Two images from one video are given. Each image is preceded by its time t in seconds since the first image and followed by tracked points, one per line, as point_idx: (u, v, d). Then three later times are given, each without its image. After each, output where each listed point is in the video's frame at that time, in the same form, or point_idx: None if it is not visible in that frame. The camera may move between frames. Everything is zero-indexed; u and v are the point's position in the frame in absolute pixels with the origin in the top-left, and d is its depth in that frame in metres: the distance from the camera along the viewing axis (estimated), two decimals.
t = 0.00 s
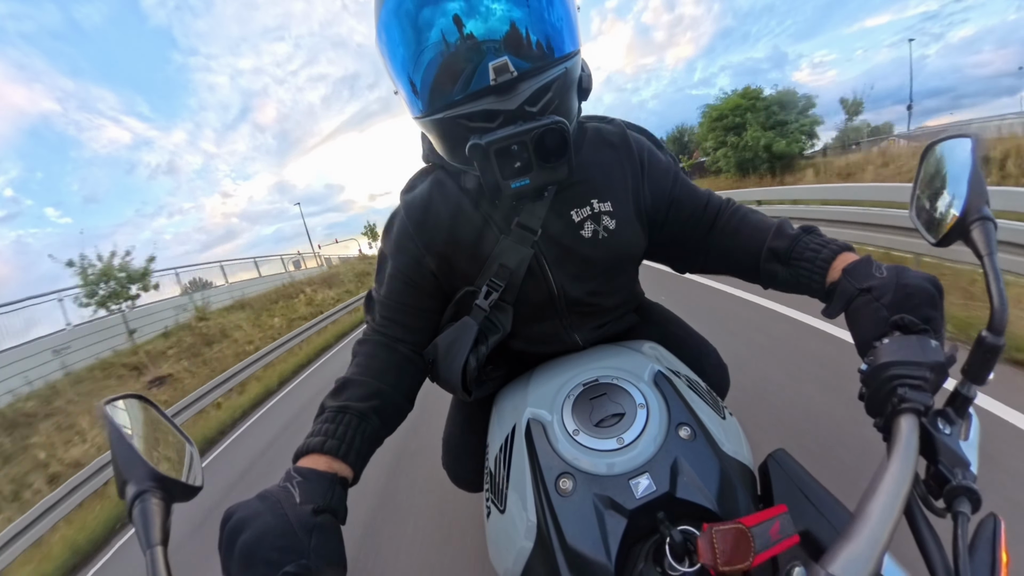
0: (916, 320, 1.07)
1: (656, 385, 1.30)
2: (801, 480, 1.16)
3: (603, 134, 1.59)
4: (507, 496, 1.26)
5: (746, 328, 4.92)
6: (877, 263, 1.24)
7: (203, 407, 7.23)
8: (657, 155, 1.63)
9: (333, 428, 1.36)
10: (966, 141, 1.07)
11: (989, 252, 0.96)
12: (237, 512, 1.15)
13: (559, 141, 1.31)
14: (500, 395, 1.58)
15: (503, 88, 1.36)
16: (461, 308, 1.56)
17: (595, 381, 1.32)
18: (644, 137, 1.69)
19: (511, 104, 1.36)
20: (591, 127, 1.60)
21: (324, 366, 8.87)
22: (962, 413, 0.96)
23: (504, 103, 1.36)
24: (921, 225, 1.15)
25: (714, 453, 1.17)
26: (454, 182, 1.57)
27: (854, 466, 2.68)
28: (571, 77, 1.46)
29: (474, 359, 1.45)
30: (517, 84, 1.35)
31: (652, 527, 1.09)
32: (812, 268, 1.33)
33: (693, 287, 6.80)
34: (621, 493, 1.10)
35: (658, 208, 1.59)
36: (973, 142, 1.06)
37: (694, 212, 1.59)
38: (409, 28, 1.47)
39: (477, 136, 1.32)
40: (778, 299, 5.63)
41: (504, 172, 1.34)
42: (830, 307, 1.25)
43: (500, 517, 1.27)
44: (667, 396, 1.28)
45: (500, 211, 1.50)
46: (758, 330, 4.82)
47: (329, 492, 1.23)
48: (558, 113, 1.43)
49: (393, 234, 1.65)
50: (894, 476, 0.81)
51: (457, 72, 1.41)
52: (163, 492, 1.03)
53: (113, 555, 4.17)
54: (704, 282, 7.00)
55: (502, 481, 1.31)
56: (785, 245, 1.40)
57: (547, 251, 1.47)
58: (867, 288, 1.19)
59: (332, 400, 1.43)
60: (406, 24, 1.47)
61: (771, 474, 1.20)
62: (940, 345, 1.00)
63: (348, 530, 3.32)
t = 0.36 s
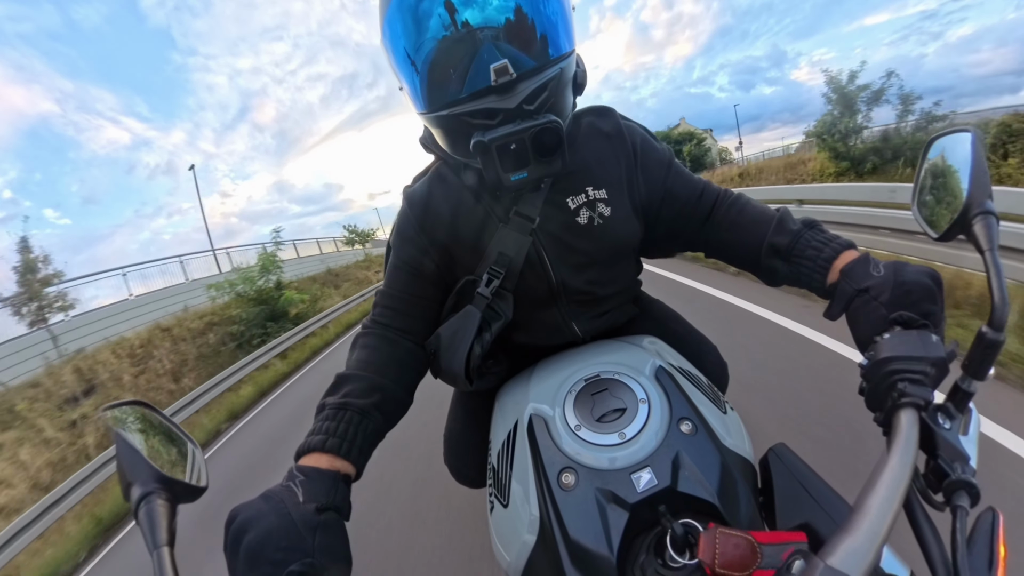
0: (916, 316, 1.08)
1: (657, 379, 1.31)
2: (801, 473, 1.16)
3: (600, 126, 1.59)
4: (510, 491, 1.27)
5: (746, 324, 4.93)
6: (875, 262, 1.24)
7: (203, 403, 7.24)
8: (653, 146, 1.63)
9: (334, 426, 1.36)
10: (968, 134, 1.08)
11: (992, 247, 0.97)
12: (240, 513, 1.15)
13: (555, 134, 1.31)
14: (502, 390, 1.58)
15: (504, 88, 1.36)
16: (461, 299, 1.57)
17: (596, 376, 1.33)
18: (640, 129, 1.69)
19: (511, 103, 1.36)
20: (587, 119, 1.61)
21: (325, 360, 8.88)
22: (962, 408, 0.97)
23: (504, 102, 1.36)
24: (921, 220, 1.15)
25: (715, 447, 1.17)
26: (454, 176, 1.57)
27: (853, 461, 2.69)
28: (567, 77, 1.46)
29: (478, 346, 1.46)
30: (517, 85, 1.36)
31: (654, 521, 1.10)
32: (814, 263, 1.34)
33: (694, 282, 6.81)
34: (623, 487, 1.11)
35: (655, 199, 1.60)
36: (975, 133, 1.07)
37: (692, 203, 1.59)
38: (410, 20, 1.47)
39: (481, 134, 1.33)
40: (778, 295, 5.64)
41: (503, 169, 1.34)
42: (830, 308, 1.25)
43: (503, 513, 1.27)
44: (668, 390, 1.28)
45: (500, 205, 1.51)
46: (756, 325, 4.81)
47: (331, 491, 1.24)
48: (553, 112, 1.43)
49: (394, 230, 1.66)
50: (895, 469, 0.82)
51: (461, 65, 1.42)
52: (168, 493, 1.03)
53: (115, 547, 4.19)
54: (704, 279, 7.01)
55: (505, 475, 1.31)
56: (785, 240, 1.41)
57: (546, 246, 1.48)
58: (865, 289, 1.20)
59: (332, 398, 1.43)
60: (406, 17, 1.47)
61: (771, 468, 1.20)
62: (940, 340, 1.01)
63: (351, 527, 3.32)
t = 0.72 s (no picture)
0: (920, 312, 1.08)
1: (659, 378, 1.31)
2: (805, 472, 1.17)
3: (593, 122, 1.59)
4: (513, 491, 1.27)
5: (747, 322, 4.94)
6: (879, 257, 1.25)
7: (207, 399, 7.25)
8: (646, 141, 1.63)
9: (336, 424, 1.37)
10: (973, 127, 1.08)
11: (997, 242, 0.97)
12: (244, 514, 1.15)
13: (543, 132, 1.32)
14: (505, 388, 1.58)
15: (493, 88, 1.37)
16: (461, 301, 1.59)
17: (599, 374, 1.33)
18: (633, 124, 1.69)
19: (500, 102, 1.37)
20: (580, 116, 1.61)
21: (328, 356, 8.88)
22: (967, 404, 0.98)
23: (494, 101, 1.37)
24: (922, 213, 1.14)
25: (718, 446, 1.17)
26: (451, 177, 1.57)
27: (855, 459, 2.69)
28: (555, 75, 1.47)
29: (482, 344, 1.46)
30: (505, 84, 1.36)
31: (657, 520, 1.10)
32: (817, 260, 1.34)
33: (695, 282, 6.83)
34: (627, 486, 1.11)
35: (653, 193, 1.60)
36: (980, 126, 1.07)
37: (692, 197, 1.59)
38: (401, 27, 1.45)
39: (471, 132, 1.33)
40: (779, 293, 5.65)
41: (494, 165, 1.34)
42: (834, 302, 1.24)
43: (506, 512, 1.27)
44: (670, 388, 1.29)
45: (500, 204, 1.51)
46: (757, 324, 4.82)
47: (333, 489, 1.24)
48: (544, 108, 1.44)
49: (392, 233, 1.66)
50: (900, 467, 0.82)
51: (451, 75, 1.40)
52: (173, 493, 1.03)
53: (117, 543, 4.21)
54: (706, 278, 7.03)
55: (508, 474, 1.31)
56: (788, 234, 1.41)
57: (544, 240, 1.48)
58: (870, 283, 1.20)
59: (334, 397, 1.43)
60: (398, 25, 1.46)
61: (774, 467, 1.20)
62: (945, 337, 1.01)
63: (354, 527, 3.33)
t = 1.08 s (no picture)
0: (921, 310, 1.08)
1: (660, 375, 1.32)
2: (805, 470, 1.17)
3: (598, 120, 1.59)
4: (513, 487, 1.27)
5: (748, 322, 4.95)
6: (880, 254, 1.25)
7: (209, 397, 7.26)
8: (650, 139, 1.63)
9: (339, 422, 1.38)
10: (976, 126, 1.08)
11: (998, 242, 0.97)
12: (248, 511, 1.16)
13: (547, 123, 1.31)
14: (506, 385, 1.59)
15: (496, 78, 1.37)
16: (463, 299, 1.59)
17: (599, 371, 1.34)
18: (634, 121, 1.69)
19: (504, 92, 1.37)
20: (585, 113, 1.61)
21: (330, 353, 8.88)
22: (968, 404, 0.97)
23: (497, 91, 1.37)
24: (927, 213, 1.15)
25: (718, 443, 1.18)
26: (454, 173, 1.57)
27: (856, 460, 2.70)
28: (561, 64, 1.47)
29: (484, 344, 1.47)
30: (509, 74, 1.37)
31: (657, 516, 1.10)
32: (817, 258, 1.35)
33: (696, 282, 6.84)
34: (627, 482, 1.12)
35: (656, 191, 1.60)
36: (982, 125, 1.07)
37: (694, 196, 1.59)
38: (406, 19, 1.46)
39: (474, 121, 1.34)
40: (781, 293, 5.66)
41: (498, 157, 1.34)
42: (835, 299, 1.25)
43: (506, 508, 1.28)
44: (671, 385, 1.29)
45: (502, 200, 1.51)
46: (759, 324, 4.83)
47: (336, 486, 1.25)
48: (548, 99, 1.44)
49: (394, 232, 1.66)
50: (898, 465, 0.82)
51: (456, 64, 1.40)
52: (176, 491, 1.04)
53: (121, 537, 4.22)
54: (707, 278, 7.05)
55: (508, 470, 1.32)
56: (789, 233, 1.41)
57: (544, 234, 1.48)
58: (871, 280, 1.20)
59: (337, 395, 1.44)
60: (402, 18, 1.46)
61: (774, 465, 1.20)
62: (945, 336, 1.01)
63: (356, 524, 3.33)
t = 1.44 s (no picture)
0: (917, 318, 1.10)
1: (657, 376, 1.32)
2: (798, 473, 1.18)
3: (608, 123, 1.58)
4: (509, 483, 1.28)
5: (747, 322, 4.96)
6: (879, 261, 1.25)
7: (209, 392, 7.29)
8: (659, 145, 1.63)
9: (339, 418, 1.39)
10: (980, 136, 1.08)
11: (997, 253, 0.98)
12: (247, 500, 1.17)
13: (569, 148, 1.31)
14: (502, 383, 1.60)
15: (516, 88, 1.35)
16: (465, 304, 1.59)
17: (596, 370, 1.34)
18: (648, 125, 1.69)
19: (523, 106, 1.36)
20: (595, 115, 1.61)
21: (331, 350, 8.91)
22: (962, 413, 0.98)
23: (516, 103, 1.35)
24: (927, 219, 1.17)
25: (713, 444, 1.19)
26: (457, 170, 1.57)
27: (852, 461, 2.71)
28: (583, 72, 1.45)
29: (482, 351, 1.48)
30: (530, 84, 1.35)
31: (650, 515, 1.11)
32: (815, 264, 1.35)
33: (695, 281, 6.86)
34: (621, 481, 1.12)
35: (661, 195, 1.60)
36: (987, 136, 1.06)
37: (699, 202, 1.60)
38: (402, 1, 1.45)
39: (491, 142, 1.31)
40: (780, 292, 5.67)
41: (516, 175, 1.34)
42: (833, 306, 1.27)
43: (502, 504, 1.29)
44: (668, 386, 1.30)
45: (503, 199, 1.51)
46: (758, 324, 4.84)
47: (335, 480, 1.26)
48: (568, 112, 1.43)
49: (395, 228, 1.66)
50: (890, 472, 0.83)
51: (456, 52, 1.42)
52: (175, 482, 1.05)
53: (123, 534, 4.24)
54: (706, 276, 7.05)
55: (504, 467, 1.33)
56: (789, 239, 1.42)
57: (551, 241, 1.48)
58: (870, 287, 1.21)
59: (338, 392, 1.45)
60: None
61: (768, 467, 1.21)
62: (942, 344, 1.02)
63: (354, 516, 3.35)
